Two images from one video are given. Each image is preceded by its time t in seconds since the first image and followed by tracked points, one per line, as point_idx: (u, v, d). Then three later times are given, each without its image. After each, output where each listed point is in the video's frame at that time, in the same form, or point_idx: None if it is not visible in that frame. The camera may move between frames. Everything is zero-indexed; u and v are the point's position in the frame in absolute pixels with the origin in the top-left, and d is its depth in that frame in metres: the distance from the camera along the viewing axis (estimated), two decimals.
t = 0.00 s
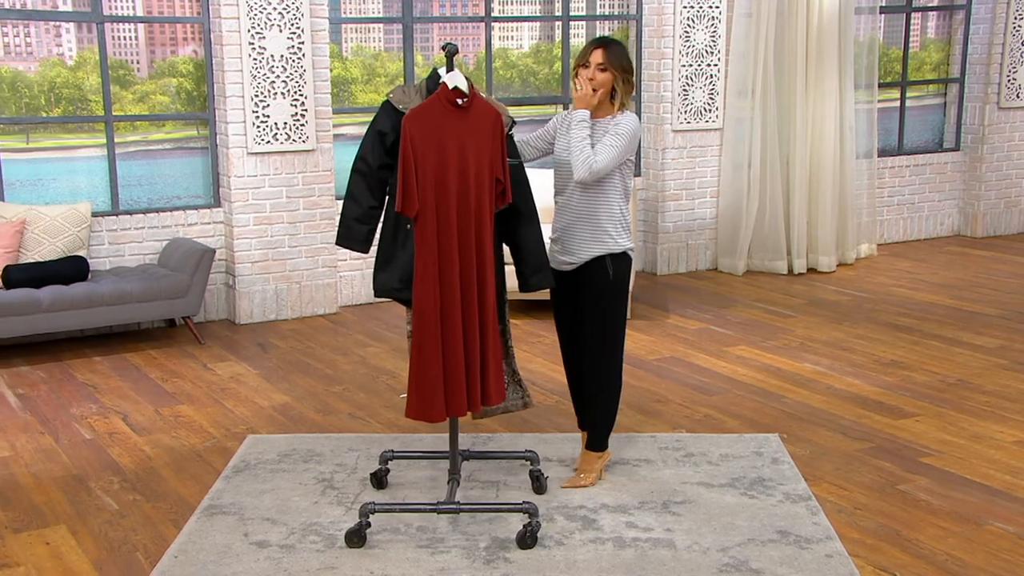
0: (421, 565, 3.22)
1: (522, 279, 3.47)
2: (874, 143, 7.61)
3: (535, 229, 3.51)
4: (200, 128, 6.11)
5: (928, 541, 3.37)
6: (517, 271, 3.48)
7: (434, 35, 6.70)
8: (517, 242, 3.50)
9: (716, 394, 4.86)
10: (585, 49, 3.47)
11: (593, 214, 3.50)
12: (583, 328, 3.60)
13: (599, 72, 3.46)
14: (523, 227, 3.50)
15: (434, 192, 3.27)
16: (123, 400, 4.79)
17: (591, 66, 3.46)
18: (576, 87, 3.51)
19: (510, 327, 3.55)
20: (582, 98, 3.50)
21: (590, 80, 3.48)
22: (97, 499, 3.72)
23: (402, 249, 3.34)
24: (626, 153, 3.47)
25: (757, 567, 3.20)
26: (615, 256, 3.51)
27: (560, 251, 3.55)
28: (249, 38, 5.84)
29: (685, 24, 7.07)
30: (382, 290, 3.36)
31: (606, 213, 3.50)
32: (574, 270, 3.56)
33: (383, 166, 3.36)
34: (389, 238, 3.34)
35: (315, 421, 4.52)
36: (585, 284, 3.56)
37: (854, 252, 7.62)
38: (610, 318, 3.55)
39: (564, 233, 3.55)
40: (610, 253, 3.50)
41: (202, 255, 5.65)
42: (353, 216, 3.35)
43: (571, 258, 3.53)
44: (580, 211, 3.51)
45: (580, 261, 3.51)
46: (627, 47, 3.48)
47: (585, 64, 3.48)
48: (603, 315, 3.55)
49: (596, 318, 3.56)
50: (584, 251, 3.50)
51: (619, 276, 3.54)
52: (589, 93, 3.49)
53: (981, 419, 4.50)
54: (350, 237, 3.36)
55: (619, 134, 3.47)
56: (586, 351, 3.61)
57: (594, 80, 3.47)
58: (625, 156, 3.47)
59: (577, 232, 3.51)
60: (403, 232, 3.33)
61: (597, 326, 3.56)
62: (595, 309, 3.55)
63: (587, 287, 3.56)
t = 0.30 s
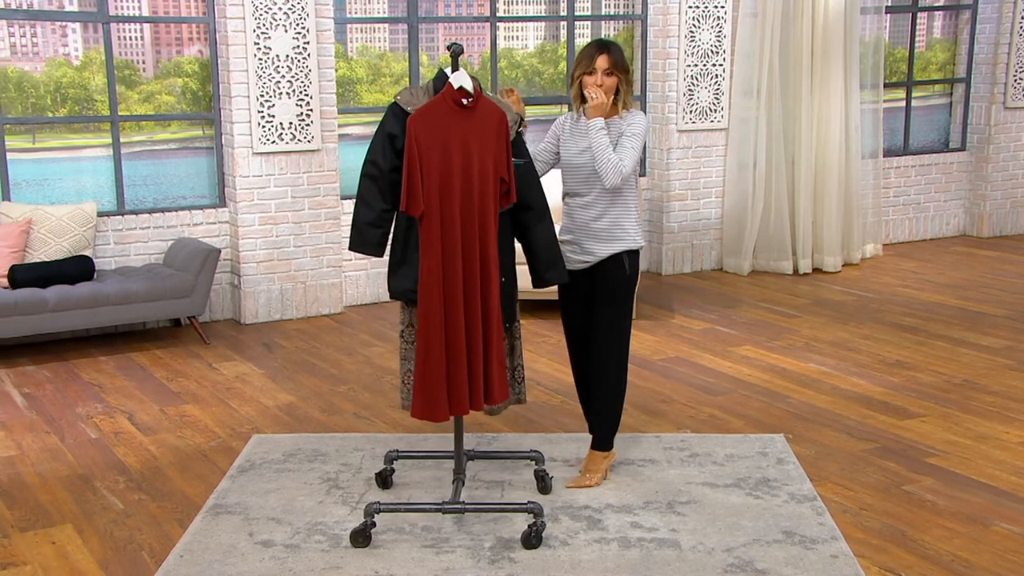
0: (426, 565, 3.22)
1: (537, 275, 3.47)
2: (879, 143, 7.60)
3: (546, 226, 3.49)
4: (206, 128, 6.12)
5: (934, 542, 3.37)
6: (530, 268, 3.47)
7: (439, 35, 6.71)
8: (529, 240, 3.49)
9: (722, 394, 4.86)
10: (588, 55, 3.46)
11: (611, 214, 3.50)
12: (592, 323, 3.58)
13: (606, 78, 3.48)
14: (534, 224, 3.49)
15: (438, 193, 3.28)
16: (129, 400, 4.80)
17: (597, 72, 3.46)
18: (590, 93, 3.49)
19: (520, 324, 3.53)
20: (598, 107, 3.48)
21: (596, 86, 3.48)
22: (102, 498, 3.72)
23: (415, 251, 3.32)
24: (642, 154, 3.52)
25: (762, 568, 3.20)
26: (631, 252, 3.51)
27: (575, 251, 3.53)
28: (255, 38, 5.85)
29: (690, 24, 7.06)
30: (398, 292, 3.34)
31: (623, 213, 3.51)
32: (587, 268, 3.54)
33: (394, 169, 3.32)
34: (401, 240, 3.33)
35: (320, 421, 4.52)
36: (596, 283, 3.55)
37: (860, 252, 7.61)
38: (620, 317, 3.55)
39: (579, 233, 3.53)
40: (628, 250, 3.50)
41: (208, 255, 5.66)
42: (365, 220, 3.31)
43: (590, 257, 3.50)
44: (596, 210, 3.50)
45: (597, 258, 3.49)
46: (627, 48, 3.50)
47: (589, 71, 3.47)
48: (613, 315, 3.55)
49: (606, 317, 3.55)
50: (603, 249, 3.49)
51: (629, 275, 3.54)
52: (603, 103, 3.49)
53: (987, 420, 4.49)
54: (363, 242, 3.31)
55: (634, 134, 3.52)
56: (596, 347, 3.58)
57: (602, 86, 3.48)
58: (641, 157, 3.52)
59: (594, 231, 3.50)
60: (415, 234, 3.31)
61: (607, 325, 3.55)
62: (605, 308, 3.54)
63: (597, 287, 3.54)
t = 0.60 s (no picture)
0: (427, 565, 3.22)
1: (537, 273, 3.49)
2: (880, 142, 7.60)
3: (547, 225, 3.50)
4: (207, 128, 6.12)
5: (935, 542, 3.37)
6: (531, 267, 3.50)
7: (440, 35, 6.71)
8: (529, 239, 3.51)
9: (722, 394, 4.86)
10: (590, 54, 3.47)
11: (622, 210, 3.49)
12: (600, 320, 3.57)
13: (610, 77, 3.49)
14: (535, 223, 3.50)
15: (439, 193, 3.28)
16: (130, 400, 4.80)
17: (600, 71, 3.47)
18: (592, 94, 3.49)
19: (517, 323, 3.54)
20: (603, 106, 3.49)
21: (600, 86, 3.49)
22: (104, 498, 3.73)
23: (416, 249, 3.34)
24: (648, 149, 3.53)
25: (763, 568, 3.20)
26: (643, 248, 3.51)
27: (587, 250, 3.51)
28: (256, 38, 5.85)
29: (691, 24, 7.06)
30: (402, 293, 3.35)
31: (634, 208, 3.51)
32: (598, 266, 3.53)
33: (396, 169, 3.32)
34: (405, 238, 3.35)
35: (321, 421, 4.52)
36: (604, 280, 3.53)
37: (861, 252, 7.61)
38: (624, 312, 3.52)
39: (591, 232, 3.51)
40: (641, 245, 3.50)
41: (208, 255, 5.66)
42: (366, 221, 3.31)
43: (604, 254, 3.48)
44: (608, 208, 3.49)
45: (611, 257, 3.48)
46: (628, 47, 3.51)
47: (592, 70, 3.48)
48: (619, 310, 3.52)
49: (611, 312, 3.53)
50: (617, 246, 3.47)
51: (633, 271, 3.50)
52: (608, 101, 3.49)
53: (988, 420, 4.49)
54: (365, 242, 3.31)
55: (641, 131, 3.53)
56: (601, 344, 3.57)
57: (606, 86, 3.49)
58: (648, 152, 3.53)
59: (607, 229, 3.48)
60: (417, 234, 3.33)
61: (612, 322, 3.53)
62: (613, 305, 3.53)
63: (606, 283, 3.53)
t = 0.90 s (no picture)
0: (427, 565, 3.22)
1: (528, 274, 3.51)
2: (880, 142, 7.60)
3: (540, 227, 3.52)
4: (207, 128, 6.12)
5: (935, 542, 3.37)
6: (522, 268, 3.52)
7: (440, 35, 6.71)
8: (522, 241, 3.52)
9: (723, 394, 4.86)
10: (594, 52, 3.48)
11: (630, 211, 3.48)
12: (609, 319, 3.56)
13: (615, 72, 3.46)
14: (529, 225, 3.51)
15: (440, 193, 3.27)
16: (130, 400, 4.80)
17: (606, 67, 3.45)
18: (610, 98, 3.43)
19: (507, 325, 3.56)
20: (623, 111, 3.42)
21: (607, 82, 3.45)
22: (104, 498, 3.73)
23: (410, 248, 3.34)
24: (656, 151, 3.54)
25: (763, 568, 3.20)
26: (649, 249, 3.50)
27: (594, 250, 3.49)
28: (256, 38, 5.85)
29: (691, 24, 7.07)
30: (391, 290, 3.36)
31: (641, 209, 3.51)
32: (604, 267, 3.51)
33: (393, 168, 3.33)
34: (396, 237, 3.35)
35: (321, 421, 4.52)
36: (611, 280, 3.52)
37: (861, 252, 7.61)
38: (635, 311, 3.49)
39: (598, 232, 3.48)
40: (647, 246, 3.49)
41: (208, 255, 5.66)
42: (361, 218, 3.31)
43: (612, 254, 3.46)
44: (615, 209, 3.48)
45: (619, 258, 3.46)
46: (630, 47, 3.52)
47: (597, 68, 3.47)
48: (628, 311, 3.50)
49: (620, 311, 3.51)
50: (625, 247, 3.46)
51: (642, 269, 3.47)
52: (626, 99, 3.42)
53: (988, 420, 4.49)
54: (359, 240, 3.31)
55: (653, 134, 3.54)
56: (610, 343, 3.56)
57: (612, 81, 3.45)
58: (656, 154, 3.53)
59: (615, 229, 3.47)
60: (413, 233, 3.34)
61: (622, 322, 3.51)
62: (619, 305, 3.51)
63: (613, 284, 3.52)
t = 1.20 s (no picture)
0: (425, 565, 3.22)
1: (521, 276, 3.53)
2: (879, 142, 7.60)
3: (535, 228, 3.53)
4: (205, 128, 6.12)
5: (933, 542, 3.37)
6: (515, 269, 3.54)
7: (438, 35, 6.71)
8: (517, 242, 3.54)
9: (721, 394, 4.86)
10: (595, 52, 3.47)
11: (643, 217, 3.46)
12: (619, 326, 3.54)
13: (615, 69, 3.44)
14: (524, 226, 3.52)
15: (439, 193, 3.27)
16: (128, 400, 4.80)
17: (604, 66, 3.44)
18: (628, 140, 3.39)
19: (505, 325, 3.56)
20: (645, 142, 3.38)
21: (606, 81, 3.45)
22: (102, 498, 3.72)
23: (404, 248, 3.32)
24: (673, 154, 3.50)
25: (761, 568, 3.20)
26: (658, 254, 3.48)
27: (605, 255, 3.47)
28: (254, 38, 5.85)
29: (689, 24, 7.07)
30: (385, 290, 3.34)
31: (654, 213, 3.49)
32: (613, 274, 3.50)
33: (389, 168, 3.32)
34: (392, 236, 3.34)
35: (320, 421, 4.52)
36: (622, 286, 3.50)
37: (859, 252, 7.61)
38: (643, 320, 3.46)
39: (608, 238, 3.46)
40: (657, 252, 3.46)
41: (207, 255, 5.65)
42: (355, 217, 3.31)
43: (624, 261, 3.44)
44: (627, 214, 3.45)
45: (629, 265, 3.45)
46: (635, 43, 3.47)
47: (597, 67, 3.46)
48: (636, 318, 3.47)
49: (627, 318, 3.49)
50: (635, 254, 3.44)
51: (650, 276, 3.45)
52: (642, 129, 3.38)
53: (986, 419, 4.50)
54: (354, 239, 3.31)
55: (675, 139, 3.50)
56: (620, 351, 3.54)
57: (610, 79, 3.44)
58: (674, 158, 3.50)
59: (626, 235, 3.45)
60: (408, 231, 3.31)
61: (630, 329, 3.49)
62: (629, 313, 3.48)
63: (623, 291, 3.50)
